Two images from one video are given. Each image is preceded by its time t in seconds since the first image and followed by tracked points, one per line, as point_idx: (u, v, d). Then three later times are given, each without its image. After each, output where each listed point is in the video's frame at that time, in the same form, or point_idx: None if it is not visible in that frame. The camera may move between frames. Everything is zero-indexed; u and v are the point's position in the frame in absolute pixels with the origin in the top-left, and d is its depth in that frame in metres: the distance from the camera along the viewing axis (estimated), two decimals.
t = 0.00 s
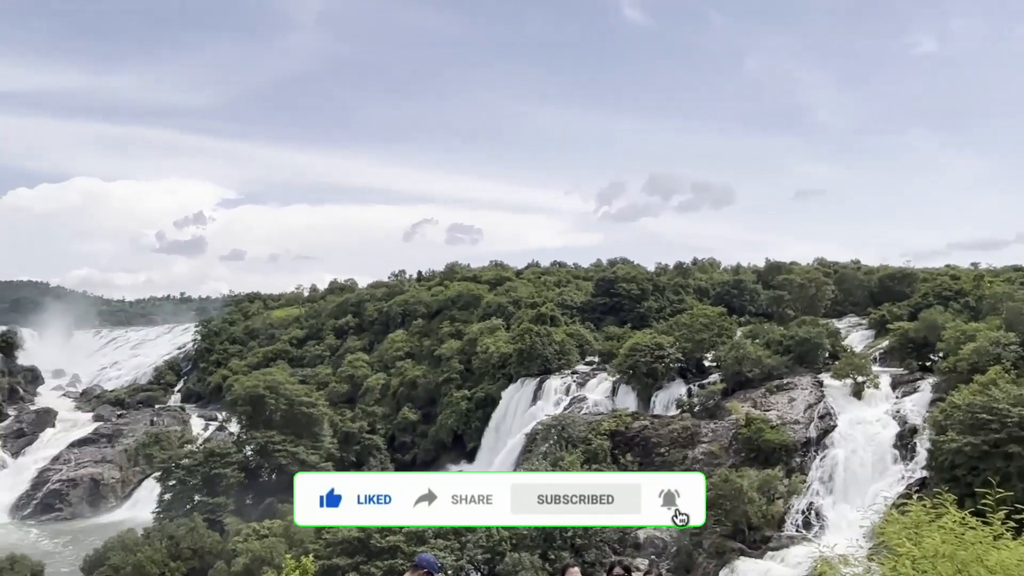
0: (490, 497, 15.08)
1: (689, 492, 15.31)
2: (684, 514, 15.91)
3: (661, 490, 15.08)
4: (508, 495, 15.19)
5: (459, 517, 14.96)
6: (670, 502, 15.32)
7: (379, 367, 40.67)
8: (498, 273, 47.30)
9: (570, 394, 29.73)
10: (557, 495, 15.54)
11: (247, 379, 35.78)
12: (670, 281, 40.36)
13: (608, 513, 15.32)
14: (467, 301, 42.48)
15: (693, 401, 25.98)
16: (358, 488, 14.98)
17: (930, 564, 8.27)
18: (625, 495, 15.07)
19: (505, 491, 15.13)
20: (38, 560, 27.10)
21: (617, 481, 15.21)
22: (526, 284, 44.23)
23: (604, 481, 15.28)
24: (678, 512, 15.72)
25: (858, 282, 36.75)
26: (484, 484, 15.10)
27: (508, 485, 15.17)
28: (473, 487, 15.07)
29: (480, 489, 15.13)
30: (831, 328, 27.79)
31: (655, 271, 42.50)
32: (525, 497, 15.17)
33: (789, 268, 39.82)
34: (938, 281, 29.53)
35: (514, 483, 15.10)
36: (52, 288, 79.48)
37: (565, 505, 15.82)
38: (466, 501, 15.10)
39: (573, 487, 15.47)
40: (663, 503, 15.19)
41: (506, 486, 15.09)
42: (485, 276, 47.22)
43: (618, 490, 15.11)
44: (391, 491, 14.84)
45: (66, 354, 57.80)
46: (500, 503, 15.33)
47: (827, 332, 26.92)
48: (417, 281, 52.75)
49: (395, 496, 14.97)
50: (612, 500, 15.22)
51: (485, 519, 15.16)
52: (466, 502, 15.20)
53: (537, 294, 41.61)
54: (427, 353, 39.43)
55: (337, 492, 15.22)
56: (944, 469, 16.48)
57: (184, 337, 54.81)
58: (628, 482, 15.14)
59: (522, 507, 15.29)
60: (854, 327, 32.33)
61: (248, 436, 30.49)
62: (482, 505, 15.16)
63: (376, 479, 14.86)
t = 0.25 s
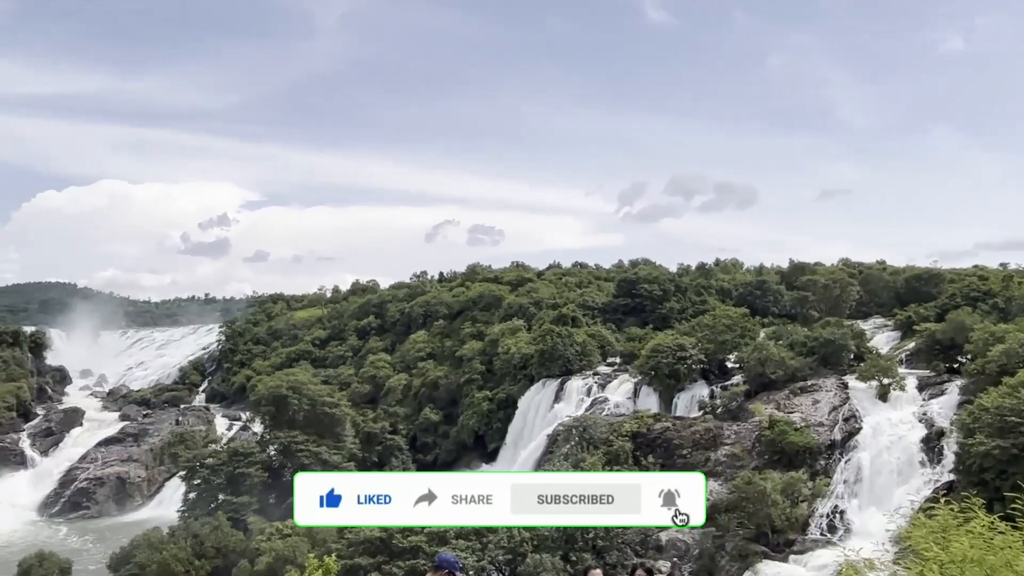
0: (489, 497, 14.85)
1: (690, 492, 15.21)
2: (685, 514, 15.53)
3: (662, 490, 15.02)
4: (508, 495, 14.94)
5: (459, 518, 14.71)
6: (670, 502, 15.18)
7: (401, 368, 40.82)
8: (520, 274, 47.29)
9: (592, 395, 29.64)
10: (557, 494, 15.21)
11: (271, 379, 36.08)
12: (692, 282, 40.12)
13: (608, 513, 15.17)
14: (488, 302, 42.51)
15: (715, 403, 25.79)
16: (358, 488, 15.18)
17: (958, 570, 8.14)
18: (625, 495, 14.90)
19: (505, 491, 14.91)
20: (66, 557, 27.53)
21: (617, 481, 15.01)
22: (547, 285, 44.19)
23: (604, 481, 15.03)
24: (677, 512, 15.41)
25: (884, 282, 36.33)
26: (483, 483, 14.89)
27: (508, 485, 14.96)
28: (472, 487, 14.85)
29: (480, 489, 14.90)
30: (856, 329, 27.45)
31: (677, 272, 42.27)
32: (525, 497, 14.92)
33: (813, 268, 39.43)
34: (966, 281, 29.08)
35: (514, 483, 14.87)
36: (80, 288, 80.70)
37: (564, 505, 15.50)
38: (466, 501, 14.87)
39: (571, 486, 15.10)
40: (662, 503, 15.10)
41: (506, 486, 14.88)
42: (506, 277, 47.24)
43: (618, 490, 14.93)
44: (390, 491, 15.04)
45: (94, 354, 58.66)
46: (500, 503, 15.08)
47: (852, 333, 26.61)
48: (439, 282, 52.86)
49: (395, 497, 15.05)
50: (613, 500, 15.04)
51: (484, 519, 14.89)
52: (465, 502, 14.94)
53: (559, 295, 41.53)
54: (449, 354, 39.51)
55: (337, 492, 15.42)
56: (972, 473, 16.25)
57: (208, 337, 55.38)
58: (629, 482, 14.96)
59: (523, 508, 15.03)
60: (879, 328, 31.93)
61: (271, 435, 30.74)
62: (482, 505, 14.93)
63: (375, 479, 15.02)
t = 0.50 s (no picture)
0: (490, 497, 15.30)
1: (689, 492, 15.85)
2: (684, 514, 16.51)
3: (662, 490, 15.48)
4: (508, 495, 15.32)
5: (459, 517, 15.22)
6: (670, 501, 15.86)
7: (414, 368, 40.90)
8: (533, 275, 47.26)
9: (605, 395, 29.57)
10: (556, 494, 15.37)
11: (285, 380, 36.25)
12: (706, 282, 39.96)
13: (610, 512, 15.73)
14: (502, 302, 42.51)
15: (730, 403, 25.66)
16: (359, 488, 15.46)
17: (975, 573, 8.07)
18: (626, 495, 15.41)
19: (505, 491, 15.32)
20: (84, 555, 27.77)
21: (617, 481, 15.37)
22: (560, 285, 44.15)
23: (604, 482, 15.33)
24: (678, 511, 16.31)
25: (900, 282, 36.06)
26: (483, 484, 15.33)
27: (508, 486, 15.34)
28: (473, 487, 15.30)
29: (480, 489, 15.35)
30: (872, 329, 27.25)
31: (691, 272, 42.11)
32: (525, 497, 15.19)
33: (828, 268, 39.18)
34: (984, 281, 28.81)
35: (513, 483, 15.19)
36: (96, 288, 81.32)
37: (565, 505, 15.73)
38: (466, 501, 15.36)
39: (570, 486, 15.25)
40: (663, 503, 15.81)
41: (506, 486, 15.29)
42: (519, 278, 47.22)
43: (618, 491, 15.38)
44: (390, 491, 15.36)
45: (111, 353, 59.14)
46: (500, 502, 15.45)
47: (868, 334, 26.43)
48: (452, 282, 52.91)
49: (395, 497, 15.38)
50: (612, 499, 15.49)
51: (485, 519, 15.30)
52: (466, 502, 15.41)
53: (572, 295, 41.46)
54: (463, 354, 39.55)
55: (337, 492, 15.65)
56: (990, 474, 16.10)
57: (223, 337, 55.70)
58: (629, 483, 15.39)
59: (522, 507, 15.31)
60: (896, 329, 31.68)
61: (286, 435, 30.90)
62: (483, 505, 15.36)
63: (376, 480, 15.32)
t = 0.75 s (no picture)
0: (490, 497, 15.37)
1: (688, 491, 16.04)
2: (685, 514, 16.74)
3: (662, 489, 15.70)
4: (508, 495, 15.37)
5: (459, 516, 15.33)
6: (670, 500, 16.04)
7: (436, 367, 40.99)
8: (555, 274, 47.17)
9: (628, 394, 29.46)
10: (556, 494, 15.42)
11: (309, 378, 36.51)
12: (730, 281, 39.65)
13: (608, 513, 15.88)
14: (524, 301, 42.48)
15: (753, 403, 25.45)
16: (359, 488, 15.64)
17: None
18: (625, 495, 15.48)
19: (505, 491, 15.38)
20: (112, 551, 28.17)
21: (617, 482, 15.44)
22: (583, 284, 44.04)
23: (605, 482, 15.32)
24: (678, 512, 16.56)
25: (927, 282, 35.59)
26: (484, 484, 15.43)
27: (508, 486, 15.39)
28: (473, 487, 15.43)
29: (480, 489, 15.48)
30: (898, 328, 26.90)
31: (714, 271, 41.84)
32: (525, 497, 15.25)
33: (854, 267, 38.74)
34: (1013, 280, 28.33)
35: (514, 483, 15.30)
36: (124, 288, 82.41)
37: (566, 505, 15.68)
38: (466, 501, 15.48)
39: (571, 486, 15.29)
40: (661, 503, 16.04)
41: (506, 486, 15.37)
42: (541, 277, 47.17)
43: (618, 491, 15.39)
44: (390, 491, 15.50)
45: (138, 353, 59.92)
46: (500, 503, 15.50)
47: (894, 333, 26.09)
48: (474, 281, 52.98)
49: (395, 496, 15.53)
50: (613, 499, 15.45)
51: (484, 519, 15.36)
52: (466, 502, 15.54)
53: (594, 294, 41.34)
54: (485, 353, 39.58)
55: (337, 492, 15.89)
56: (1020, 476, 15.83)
57: (248, 336, 56.19)
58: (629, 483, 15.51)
59: (522, 507, 15.37)
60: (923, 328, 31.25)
61: (309, 433, 31.14)
62: (483, 505, 15.43)
63: (376, 480, 15.53)
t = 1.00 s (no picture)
0: (490, 497, 16.40)
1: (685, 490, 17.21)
2: (684, 514, 17.91)
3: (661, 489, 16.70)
4: (509, 496, 16.35)
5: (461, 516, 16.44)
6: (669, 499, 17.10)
7: (456, 366, 41.07)
8: (574, 272, 47.07)
9: (647, 393, 29.37)
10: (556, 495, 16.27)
11: (329, 377, 36.73)
12: (750, 279, 39.38)
13: (609, 514, 16.61)
14: (543, 300, 42.41)
15: (774, 403, 25.26)
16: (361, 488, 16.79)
17: None
18: (625, 495, 16.23)
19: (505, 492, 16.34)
20: (136, 547, 28.53)
21: (618, 482, 16.17)
22: (602, 283, 43.91)
23: (606, 481, 16.10)
24: (677, 512, 17.62)
25: (952, 279, 35.11)
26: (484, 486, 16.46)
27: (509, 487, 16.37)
28: (473, 488, 16.46)
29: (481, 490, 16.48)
30: (922, 327, 26.58)
31: (734, 270, 41.56)
32: (524, 497, 16.24)
33: (877, 265, 38.32)
34: None
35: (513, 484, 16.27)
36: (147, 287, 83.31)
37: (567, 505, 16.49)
38: (466, 501, 16.53)
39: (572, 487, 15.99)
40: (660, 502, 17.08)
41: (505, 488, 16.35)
42: (560, 275, 47.09)
43: (618, 490, 16.09)
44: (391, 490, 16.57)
45: (161, 351, 60.58)
46: (500, 503, 16.56)
47: (917, 332, 25.81)
48: (493, 280, 52.97)
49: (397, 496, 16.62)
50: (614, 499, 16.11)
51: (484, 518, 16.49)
52: (467, 502, 16.59)
53: (614, 293, 41.21)
54: (504, 352, 39.58)
55: (337, 492, 16.93)
56: None
57: (269, 335, 56.61)
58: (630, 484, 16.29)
59: (522, 507, 16.38)
60: (947, 327, 30.84)
61: (329, 431, 31.36)
62: (483, 505, 16.52)
63: (376, 481, 16.67)
